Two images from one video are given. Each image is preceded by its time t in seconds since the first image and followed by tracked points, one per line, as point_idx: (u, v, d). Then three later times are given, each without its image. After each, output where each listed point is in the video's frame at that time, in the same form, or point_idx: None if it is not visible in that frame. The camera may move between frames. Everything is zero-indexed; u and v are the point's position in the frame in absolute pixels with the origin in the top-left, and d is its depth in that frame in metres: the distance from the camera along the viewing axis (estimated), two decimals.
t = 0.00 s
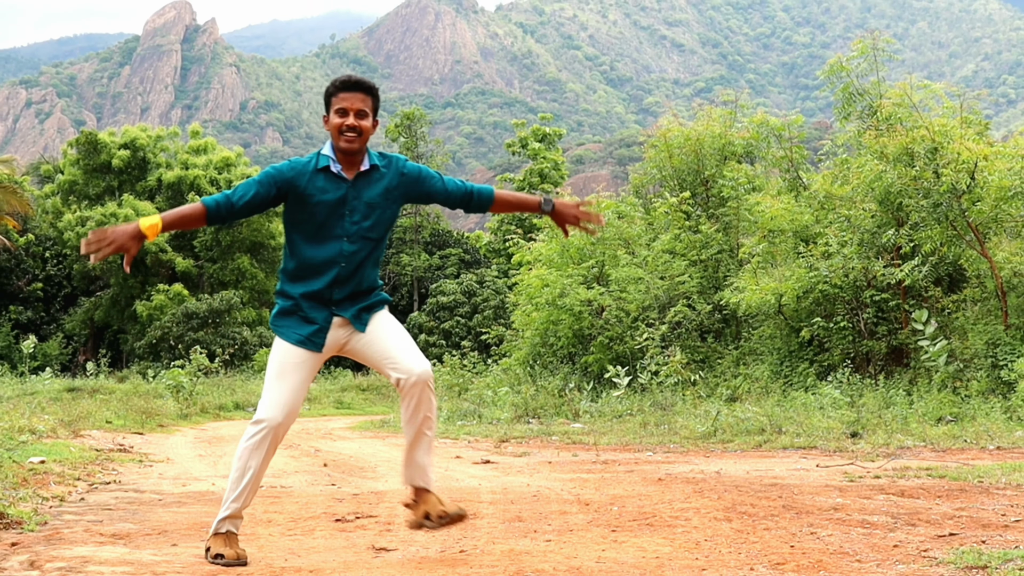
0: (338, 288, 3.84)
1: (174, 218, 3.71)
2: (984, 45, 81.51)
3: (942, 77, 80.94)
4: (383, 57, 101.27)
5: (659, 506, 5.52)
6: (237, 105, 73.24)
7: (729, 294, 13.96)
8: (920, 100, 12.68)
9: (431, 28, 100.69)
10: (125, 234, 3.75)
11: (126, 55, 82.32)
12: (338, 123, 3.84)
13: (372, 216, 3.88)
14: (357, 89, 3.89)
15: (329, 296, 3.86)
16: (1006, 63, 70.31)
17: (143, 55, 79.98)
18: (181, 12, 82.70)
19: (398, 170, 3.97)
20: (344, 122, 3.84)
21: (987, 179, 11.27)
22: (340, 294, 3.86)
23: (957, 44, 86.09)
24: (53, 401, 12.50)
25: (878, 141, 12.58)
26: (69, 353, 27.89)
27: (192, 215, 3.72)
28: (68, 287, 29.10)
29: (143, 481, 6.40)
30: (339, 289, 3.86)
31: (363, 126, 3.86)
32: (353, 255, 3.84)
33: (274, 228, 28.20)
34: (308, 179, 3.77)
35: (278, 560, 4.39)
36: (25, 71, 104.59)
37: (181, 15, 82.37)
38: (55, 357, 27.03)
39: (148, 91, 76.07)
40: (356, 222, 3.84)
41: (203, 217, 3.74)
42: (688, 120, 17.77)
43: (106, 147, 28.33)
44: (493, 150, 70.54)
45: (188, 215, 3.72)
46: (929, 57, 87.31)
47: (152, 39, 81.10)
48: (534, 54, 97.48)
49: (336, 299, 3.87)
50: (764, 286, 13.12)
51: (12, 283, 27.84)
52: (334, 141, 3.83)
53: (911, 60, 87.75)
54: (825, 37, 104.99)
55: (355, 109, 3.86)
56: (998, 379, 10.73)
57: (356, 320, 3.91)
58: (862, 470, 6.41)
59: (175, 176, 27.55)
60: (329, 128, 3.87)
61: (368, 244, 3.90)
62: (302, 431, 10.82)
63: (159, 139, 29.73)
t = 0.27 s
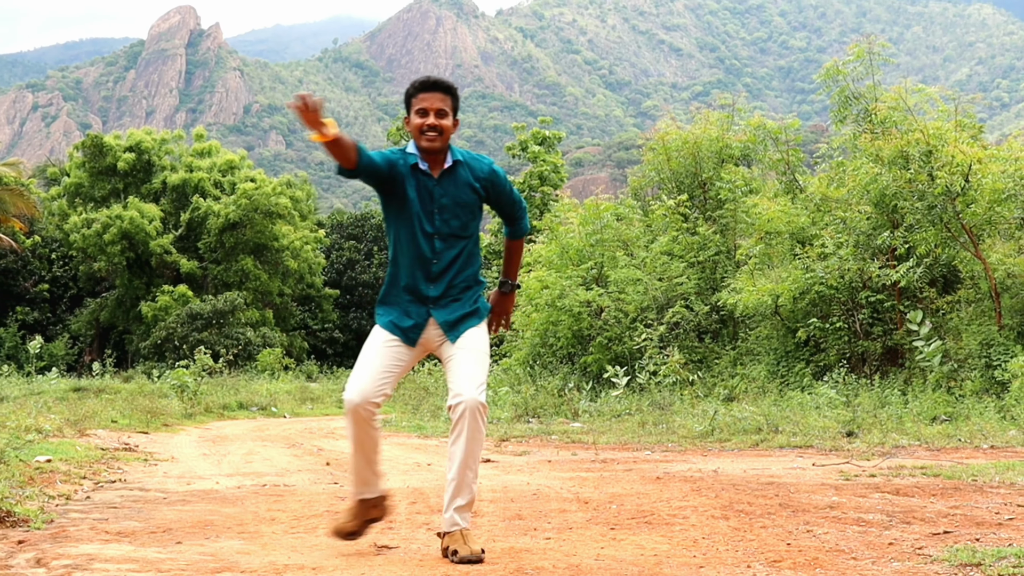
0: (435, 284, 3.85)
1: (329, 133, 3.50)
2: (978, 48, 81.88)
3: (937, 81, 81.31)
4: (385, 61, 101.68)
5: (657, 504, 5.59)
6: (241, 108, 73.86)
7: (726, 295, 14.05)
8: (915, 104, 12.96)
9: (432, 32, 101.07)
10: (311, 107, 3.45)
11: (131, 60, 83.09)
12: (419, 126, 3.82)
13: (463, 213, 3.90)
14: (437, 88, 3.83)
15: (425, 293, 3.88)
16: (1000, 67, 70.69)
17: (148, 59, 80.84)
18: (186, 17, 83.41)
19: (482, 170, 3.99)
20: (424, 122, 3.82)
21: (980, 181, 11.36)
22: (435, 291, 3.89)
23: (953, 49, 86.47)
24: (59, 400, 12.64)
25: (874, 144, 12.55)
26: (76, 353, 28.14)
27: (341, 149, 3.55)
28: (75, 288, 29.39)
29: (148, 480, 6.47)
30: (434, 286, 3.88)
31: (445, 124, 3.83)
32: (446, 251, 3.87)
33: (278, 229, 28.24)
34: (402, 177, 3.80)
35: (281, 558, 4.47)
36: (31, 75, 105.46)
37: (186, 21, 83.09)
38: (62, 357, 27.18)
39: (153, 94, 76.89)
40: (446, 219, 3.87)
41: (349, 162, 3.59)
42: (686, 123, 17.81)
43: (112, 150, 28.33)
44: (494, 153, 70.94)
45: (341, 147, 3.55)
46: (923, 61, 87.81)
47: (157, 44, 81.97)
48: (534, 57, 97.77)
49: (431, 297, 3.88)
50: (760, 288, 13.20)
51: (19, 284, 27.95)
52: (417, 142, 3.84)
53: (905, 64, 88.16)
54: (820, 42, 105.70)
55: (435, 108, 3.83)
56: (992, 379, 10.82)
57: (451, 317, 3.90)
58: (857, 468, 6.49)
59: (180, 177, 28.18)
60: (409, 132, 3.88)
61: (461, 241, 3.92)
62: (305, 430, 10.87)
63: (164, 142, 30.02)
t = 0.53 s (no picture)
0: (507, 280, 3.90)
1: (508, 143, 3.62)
2: (970, 54, 82.91)
3: (931, 85, 81.84)
4: (387, 66, 102.11)
5: (655, 502, 5.67)
6: (244, 112, 74.29)
7: (722, 296, 14.31)
8: (909, 107, 12.87)
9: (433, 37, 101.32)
10: (537, 126, 3.51)
11: (136, 64, 83.65)
12: (490, 126, 3.92)
13: (533, 210, 3.97)
14: (506, 90, 3.91)
15: (497, 290, 3.95)
16: (995, 72, 71.56)
17: (152, 63, 81.49)
18: (189, 23, 84.02)
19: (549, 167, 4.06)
20: (494, 123, 3.91)
21: (975, 184, 11.33)
22: (507, 286, 3.93)
23: (946, 53, 87.11)
24: (66, 400, 12.76)
25: (869, 147, 12.49)
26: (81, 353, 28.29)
27: (502, 151, 3.62)
28: (81, 289, 29.52)
29: (153, 479, 6.55)
30: (507, 282, 3.93)
31: (513, 123, 3.91)
32: (517, 248, 3.93)
33: (281, 231, 28.40)
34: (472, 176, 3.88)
35: (284, 555, 4.56)
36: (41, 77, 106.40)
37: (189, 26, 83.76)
38: (68, 357, 27.21)
39: (158, 98, 77.48)
40: (515, 217, 3.94)
41: (474, 173, 3.70)
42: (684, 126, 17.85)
43: (117, 153, 28.76)
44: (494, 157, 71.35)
45: (490, 160, 3.64)
46: (918, 65, 88.34)
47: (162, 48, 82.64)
48: (534, 62, 98.09)
49: (503, 292, 3.94)
50: (757, 289, 13.42)
51: (24, 285, 28.09)
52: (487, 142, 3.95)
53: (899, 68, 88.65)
54: (816, 46, 106.34)
55: (505, 109, 3.91)
56: (986, 379, 10.86)
57: (523, 310, 3.92)
58: (853, 467, 6.57)
59: (185, 181, 28.55)
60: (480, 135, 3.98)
61: (530, 238, 4.00)
62: (308, 429, 10.93)
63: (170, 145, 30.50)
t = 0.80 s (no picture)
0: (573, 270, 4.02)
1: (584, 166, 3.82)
2: (965, 59, 83.49)
3: (925, 89, 82.31)
4: (388, 70, 102.46)
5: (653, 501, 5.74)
6: (248, 115, 74.59)
7: (720, 298, 14.27)
8: (905, 111, 13.07)
9: (434, 42, 101.56)
10: (619, 166, 3.78)
11: (141, 68, 84.07)
12: (557, 118, 4.05)
13: (598, 201, 4.11)
14: (573, 80, 4.03)
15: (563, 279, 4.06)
16: (989, 76, 73.63)
17: (157, 68, 81.96)
18: (193, 28, 84.44)
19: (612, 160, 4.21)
20: (562, 112, 4.04)
21: (968, 187, 11.39)
22: (573, 277, 4.06)
23: (940, 57, 87.70)
24: (72, 399, 12.88)
25: (864, 150, 12.57)
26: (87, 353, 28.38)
27: (575, 171, 3.82)
28: (86, 290, 29.58)
29: (158, 477, 6.63)
30: (573, 272, 4.07)
31: (581, 114, 4.05)
32: (582, 239, 4.08)
33: (285, 233, 28.53)
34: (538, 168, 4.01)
35: (287, 554, 4.62)
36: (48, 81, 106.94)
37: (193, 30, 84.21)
38: (75, 357, 27.35)
39: (163, 102, 77.85)
40: (579, 208, 4.08)
41: (546, 174, 3.85)
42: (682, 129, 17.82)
43: (123, 156, 28.90)
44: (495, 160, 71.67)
45: (556, 166, 3.84)
46: (913, 70, 88.85)
47: (166, 53, 83.12)
48: (534, 66, 98.39)
49: (569, 282, 4.06)
50: (754, 290, 13.38)
51: (31, 286, 28.23)
52: (553, 132, 4.09)
53: (894, 72, 89.19)
54: (812, 50, 106.97)
55: (572, 99, 4.03)
56: (979, 379, 10.92)
57: (590, 300, 4.07)
58: (849, 466, 6.68)
59: (189, 183, 28.71)
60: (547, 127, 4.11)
61: (593, 229, 4.14)
62: (312, 428, 11.00)
63: (174, 148, 30.60)
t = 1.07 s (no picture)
0: (642, 269, 4.11)
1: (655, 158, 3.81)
2: (959, 63, 83.93)
3: (920, 93, 82.68)
4: (390, 74, 102.72)
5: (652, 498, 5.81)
6: (252, 119, 74.90)
7: (717, 298, 14.28)
8: (900, 114, 13.18)
9: (435, 46, 101.80)
10: (689, 155, 3.83)
11: (146, 73, 84.62)
12: (605, 120, 4.16)
13: (653, 198, 4.22)
14: (619, 84, 4.13)
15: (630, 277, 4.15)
16: (982, 80, 73.67)
17: (162, 72, 82.58)
18: (199, 32, 84.65)
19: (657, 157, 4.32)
20: (608, 115, 4.16)
21: (962, 189, 11.64)
22: (640, 274, 4.16)
23: (935, 61, 88.18)
24: (78, 399, 13.00)
25: (860, 153, 12.80)
26: (93, 353, 28.48)
27: (647, 164, 3.82)
28: (92, 291, 29.59)
29: (163, 475, 6.72)
30: (639, 269, 4.16)
31: (627, 117, 4.18)
32: (644, 237, 4.17)
33: (288, 235, 28.65)
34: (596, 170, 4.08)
35: (290, 551, 4.71)
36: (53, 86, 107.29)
37: (198, 34, 84.50)
38: (81, 358, 27.53)
39: (168, 105, 78.36)
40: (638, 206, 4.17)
41: (613, 172, 3.88)
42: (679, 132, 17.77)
43: (128, 159, 29.08)
44: (495, 163, 71.93)
45: (627, 163, 3.85)
46: (906, 74, 89.45)
47: (171, 56, 83.67)
48: (534, 70, 98.62)
49: (637, 280, 4.15)
50: (751, 291, 13.50)
51: (38, 287, 28.37)
52: (602, 136, 4.18)
53: (890, 76, 89.52)
54: (807, 55, 107.62)
55: (618, 102, 4.14)
56: (973, 379, 10.99)
57: (653, 297, 4.18)
58: (844, 465, 6.75)
59: (194, 185, 28.71)
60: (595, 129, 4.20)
61: (652, 226, 4.24)
62: (314, 428, 11.12)
63: (179, 151, 31.01)
